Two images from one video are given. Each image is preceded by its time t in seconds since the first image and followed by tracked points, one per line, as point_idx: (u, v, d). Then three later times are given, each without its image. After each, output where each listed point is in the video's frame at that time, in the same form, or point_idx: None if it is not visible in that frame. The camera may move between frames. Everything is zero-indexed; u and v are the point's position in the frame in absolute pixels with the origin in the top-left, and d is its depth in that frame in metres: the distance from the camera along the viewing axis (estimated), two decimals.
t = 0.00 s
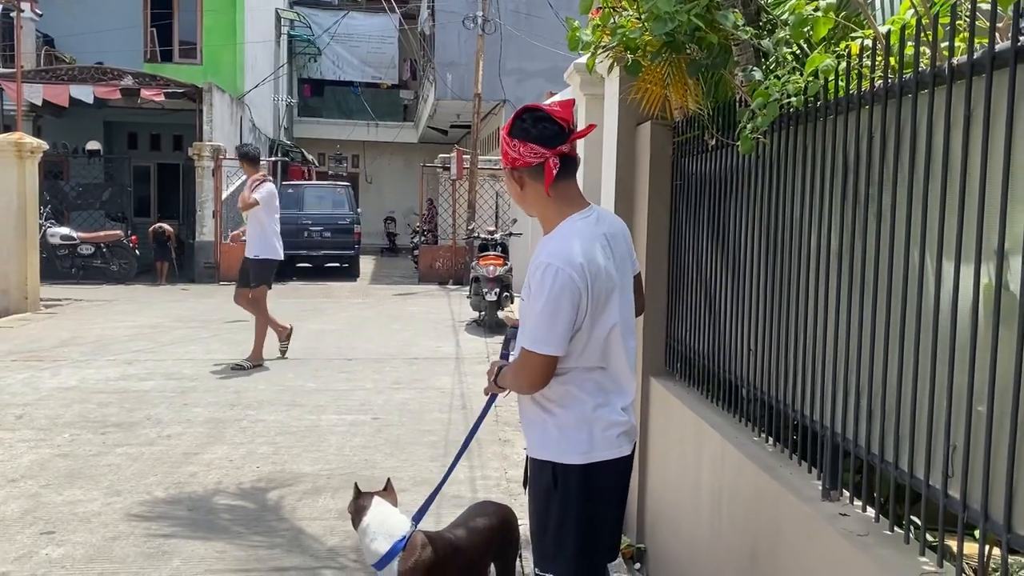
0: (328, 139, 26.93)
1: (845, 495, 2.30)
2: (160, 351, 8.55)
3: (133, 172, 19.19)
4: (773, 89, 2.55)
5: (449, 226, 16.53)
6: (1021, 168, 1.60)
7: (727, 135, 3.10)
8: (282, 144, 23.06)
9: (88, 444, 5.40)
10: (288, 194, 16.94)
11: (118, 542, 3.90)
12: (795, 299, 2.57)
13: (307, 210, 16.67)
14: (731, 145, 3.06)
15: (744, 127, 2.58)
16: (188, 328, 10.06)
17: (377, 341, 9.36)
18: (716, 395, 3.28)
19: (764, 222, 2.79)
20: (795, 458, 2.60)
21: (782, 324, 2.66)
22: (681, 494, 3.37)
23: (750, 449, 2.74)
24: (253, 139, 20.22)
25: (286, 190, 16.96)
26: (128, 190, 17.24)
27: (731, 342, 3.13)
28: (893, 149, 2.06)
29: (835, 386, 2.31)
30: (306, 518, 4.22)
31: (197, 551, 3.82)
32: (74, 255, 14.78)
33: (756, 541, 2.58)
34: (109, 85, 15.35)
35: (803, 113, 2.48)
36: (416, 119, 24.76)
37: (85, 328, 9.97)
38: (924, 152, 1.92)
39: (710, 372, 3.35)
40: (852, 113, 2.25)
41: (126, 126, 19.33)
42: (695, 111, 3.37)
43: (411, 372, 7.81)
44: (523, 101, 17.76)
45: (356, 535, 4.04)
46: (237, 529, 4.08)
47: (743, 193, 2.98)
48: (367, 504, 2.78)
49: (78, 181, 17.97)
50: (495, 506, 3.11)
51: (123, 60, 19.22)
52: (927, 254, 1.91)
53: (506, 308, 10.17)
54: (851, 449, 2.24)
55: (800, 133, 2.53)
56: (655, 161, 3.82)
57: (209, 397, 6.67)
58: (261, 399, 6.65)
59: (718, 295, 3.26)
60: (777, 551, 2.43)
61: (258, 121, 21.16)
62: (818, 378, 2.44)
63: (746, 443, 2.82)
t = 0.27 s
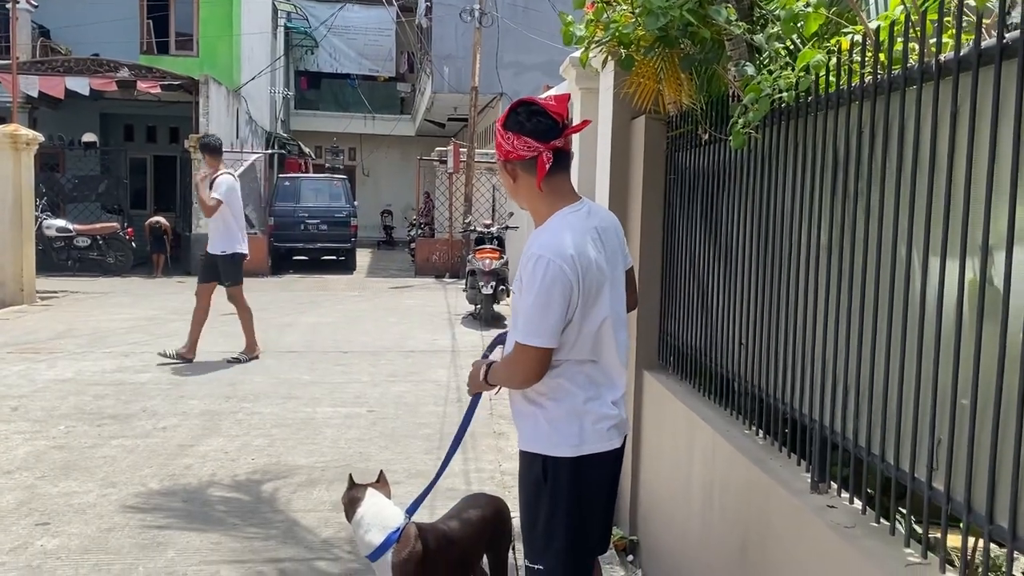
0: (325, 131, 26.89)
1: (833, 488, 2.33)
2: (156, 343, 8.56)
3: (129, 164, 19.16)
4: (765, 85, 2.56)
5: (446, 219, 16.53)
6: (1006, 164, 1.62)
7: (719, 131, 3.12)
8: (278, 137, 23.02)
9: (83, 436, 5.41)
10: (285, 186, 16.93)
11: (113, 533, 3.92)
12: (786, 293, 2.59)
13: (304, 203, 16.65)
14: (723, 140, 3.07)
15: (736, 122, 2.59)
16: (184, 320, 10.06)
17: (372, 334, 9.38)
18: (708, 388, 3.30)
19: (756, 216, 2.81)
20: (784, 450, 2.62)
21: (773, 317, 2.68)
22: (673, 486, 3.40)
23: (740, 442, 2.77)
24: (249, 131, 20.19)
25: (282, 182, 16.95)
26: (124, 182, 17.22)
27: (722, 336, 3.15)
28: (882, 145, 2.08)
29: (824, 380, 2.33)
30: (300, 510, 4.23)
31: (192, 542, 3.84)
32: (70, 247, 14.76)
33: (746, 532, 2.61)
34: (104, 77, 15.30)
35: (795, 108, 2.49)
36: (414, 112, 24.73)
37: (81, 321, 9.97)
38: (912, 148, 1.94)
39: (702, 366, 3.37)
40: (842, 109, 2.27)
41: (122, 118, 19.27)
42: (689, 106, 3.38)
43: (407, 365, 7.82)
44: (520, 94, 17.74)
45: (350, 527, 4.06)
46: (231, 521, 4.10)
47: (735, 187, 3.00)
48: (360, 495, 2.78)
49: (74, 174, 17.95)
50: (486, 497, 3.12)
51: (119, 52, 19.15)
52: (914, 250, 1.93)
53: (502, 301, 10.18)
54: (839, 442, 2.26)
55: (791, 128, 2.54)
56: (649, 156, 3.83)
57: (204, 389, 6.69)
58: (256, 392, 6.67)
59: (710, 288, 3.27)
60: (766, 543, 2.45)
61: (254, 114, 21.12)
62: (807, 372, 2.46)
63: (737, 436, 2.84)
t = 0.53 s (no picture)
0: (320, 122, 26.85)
1: (819, 474, 2.37)
2: (152, 334, 8.60)
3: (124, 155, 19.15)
4: (753, 78, 2.60)
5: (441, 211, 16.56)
6: (980, 159, 1.67)
7: (710, 124, 3.15)
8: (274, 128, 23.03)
9: (80, 425, 5.45)
10: (281, 177, 16.94)
11: (111, 521, 3.96)
12: (773, 284, 2.64)
13: (299, 195, 16.66)
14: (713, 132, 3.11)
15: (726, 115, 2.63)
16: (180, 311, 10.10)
17: (367, 325, 9.42)
18: (698, 378, 3.35)
19: (744, 209, 2.85)
20: (770, 438, 2.67)
21: (761, 307, 2.73)
22: (664, 474, 3.45)
23: (728, 430, 2.81)
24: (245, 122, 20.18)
25: (277, 173, 16.97)
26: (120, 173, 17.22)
27: (712, 326, 3.20)
28: (865, 137, 2.12)
29: (809, 369, 2.38)
30: (296, 498, 4.28)
31: (189, 530, 3.88)
32: (65, 238, 14.77)
33: (734, 518, 2.66)
34: (99, 67, 15.28)
35: (783, 101, 2.53)
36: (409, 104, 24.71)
37: (78, 311, 10.01)
38: (896, 140, 1.97)
39: (693, 356, 3.42)
40: (827, 102, 2.31)
41: (118, 109, 19.23)
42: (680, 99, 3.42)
43: (402, 355, 7.87)
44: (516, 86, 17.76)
45: (345, 515, 4.10)
46: (228, 509, 4.15)
47: (725, 179, 3.04)
48: (356, 481, 2.81)
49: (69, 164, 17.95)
50: (480, 484, 3.16)
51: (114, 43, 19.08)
52: (896, 240, 1.97)
53: (497, 293, 10.22)
54: (823, 429, 2.31)
55: (779, 120, 2.58)
56: (642, 148, 3.87)
57: (200, 379, 6.73)
58: (252, 382, 6.71)
59: (701, 279, 3.31)
60: (753, 527, 2.51)
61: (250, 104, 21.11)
62: (794, 362, 2.50)
63: (726, 424, 2.88)
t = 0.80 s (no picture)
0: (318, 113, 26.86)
1: (808, 471, 2.45)
2: (152, 327, 8.67)
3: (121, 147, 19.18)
4: (746, 86, 2.67)
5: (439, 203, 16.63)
6: (963, 173, 1.74)
7: (704, 128, 3.22)
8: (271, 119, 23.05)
9: (83, 419, 5.52)
10: (278, 169, 16.96)
11: (116, 514, 4.03)
12: (765, 286, 2.71)
13: (297, 186, 16.69)
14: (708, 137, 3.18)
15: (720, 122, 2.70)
16: (179, 304, 10.16)
17: (366, 319, 9.50)
18: (692, 376, 3.42)
19: (738, 213, 2.92)
20: (761, 437, 2.75)
21: (753, 309, 2.80)
22: (658, 469, 3.52)
23: (721, 428, 2.89)
24: (242, 114, 20.21)
25: (275, 165, 17.00)
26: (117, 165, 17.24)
27: (706, 326, 3.27)
28: (853, 147, 2.19)
29: (800, 370, 2.46)
30: (297, 492, 4.36)
31: (193, 523, 3.96)
32: (64, 230, 14.80)
33: (727, 513, 2.73)
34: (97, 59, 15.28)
35: (775, 108, 2.60)
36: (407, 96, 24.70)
37: (78, 304, 10.07)
38: (883, 151, 2.05)
39: (687, 355, 3.49)
40: (818, 112, 2.38)
41: (115, 101, 19.14)
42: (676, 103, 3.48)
43: (401, 349, 7.95)
44: (513, 78, 17.80)
45: (346, 508, 4.18)
46: (231, 502, 4.22)
47: (719, 183, 3.11)
48: (361, 476, 2.88)
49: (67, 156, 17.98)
50: (479, 480, 3.23)
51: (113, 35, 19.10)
52: (882, 248, 2.04)
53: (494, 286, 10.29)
54: (813, 428, 2.39)
55: (771, 128, 2.65)
56: (638, 150, 3.94)
57: (202, 373, 6.80)
58: (253, 376, 6.78)
59: (696, 279, 3.38)
60: (744, 523, 2.58)
61: (248, 96, 21.13)
62: (785, 363, 2.57)
63: (718, 422, 2.96)
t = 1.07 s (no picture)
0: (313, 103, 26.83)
1: (799, 466, 2.55)
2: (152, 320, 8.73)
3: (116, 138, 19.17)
4: (741, 94, 2.75)
5: (435, 195, 16.67)
6: (944, 186, 1.83)
7: (701, 131, 3.31)
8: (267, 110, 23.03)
9: (87, 413, 5.60)
10: (274, 160, 16.99)
11: (124, 507, 4.12)
12: (759, 287, 2.80)
13: (293, 178, 16.73)
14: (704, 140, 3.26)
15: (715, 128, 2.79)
16: (178, 297, 10.22)
17: (364, 312, 9.57)
18: (688, 372, 3.52)
19: (733, 215, 3.01)
20: (754, 433, 2.84)
21: (747, 309, 2.89)
22: (654, 462, 3.62)
23: (715, 423, 2.98)
24: (238, 105, 20.20)
25: (271, 156, 17.02)
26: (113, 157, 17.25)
27: (702, 324, 3.36)
28: (842, 156, 2.28)
29: (791, 370, 2.55)
30: (300, 485, 4.45)
31: (199, 515, 4.05)
32: (60, 222, 14.84)
33: (720, 506, 2.83)
34: (92, 50, 15.26)
35: (768, 116, 2.68)
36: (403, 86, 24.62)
37: (77, 296, 10.13)
38: (870, 162, 2.14)
39: (683, 351, 3.59)
40: (810, 121, 2.46)
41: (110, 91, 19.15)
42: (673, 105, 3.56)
43: (399, 342, 8.03)
44: (510, 70, 17.77)
45: (348, 501, 4.27)
46: (236, 495, 4.31)
47: (715, 185, 3.19)
48: (366, 471, 2.96)
49: (62, 147, 17.96)
50: (480, 474, 3.32)
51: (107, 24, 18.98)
52: (869, 255, 2.14)
53: (491, 279, 10.36)
54: (804, 425, 2.49)
55: (765, 134, 2.74)
56: (636, 150, 4.02)
57: (203, 367, 6.88)
58: (254, 369, 6.86)
59: (692, 278, 3.47)
60: (737, 516, 2.68)
61: (243, 87, 21.11)
62: (778, 362, 2.67)
63: (713, 417, 3.05)
